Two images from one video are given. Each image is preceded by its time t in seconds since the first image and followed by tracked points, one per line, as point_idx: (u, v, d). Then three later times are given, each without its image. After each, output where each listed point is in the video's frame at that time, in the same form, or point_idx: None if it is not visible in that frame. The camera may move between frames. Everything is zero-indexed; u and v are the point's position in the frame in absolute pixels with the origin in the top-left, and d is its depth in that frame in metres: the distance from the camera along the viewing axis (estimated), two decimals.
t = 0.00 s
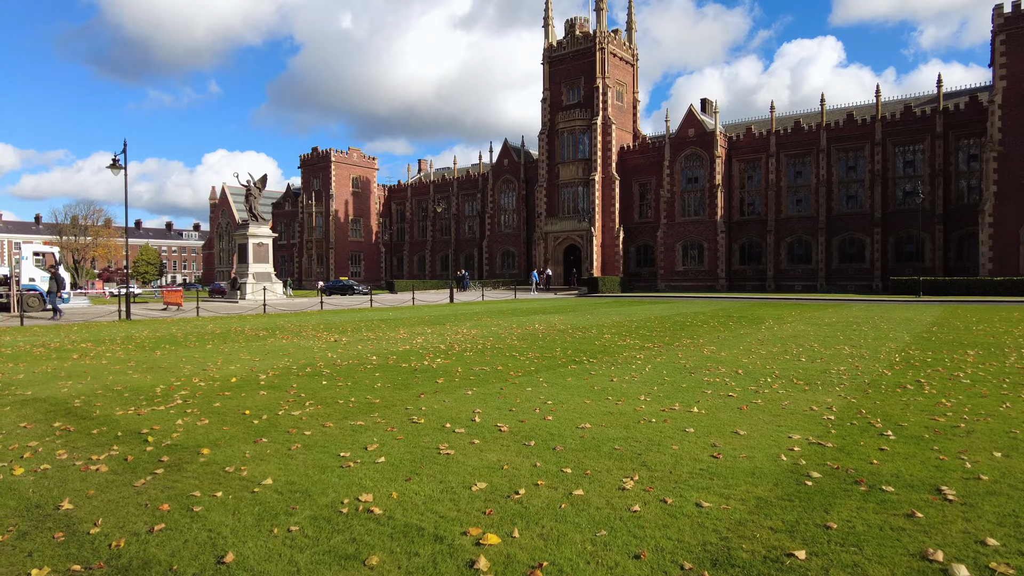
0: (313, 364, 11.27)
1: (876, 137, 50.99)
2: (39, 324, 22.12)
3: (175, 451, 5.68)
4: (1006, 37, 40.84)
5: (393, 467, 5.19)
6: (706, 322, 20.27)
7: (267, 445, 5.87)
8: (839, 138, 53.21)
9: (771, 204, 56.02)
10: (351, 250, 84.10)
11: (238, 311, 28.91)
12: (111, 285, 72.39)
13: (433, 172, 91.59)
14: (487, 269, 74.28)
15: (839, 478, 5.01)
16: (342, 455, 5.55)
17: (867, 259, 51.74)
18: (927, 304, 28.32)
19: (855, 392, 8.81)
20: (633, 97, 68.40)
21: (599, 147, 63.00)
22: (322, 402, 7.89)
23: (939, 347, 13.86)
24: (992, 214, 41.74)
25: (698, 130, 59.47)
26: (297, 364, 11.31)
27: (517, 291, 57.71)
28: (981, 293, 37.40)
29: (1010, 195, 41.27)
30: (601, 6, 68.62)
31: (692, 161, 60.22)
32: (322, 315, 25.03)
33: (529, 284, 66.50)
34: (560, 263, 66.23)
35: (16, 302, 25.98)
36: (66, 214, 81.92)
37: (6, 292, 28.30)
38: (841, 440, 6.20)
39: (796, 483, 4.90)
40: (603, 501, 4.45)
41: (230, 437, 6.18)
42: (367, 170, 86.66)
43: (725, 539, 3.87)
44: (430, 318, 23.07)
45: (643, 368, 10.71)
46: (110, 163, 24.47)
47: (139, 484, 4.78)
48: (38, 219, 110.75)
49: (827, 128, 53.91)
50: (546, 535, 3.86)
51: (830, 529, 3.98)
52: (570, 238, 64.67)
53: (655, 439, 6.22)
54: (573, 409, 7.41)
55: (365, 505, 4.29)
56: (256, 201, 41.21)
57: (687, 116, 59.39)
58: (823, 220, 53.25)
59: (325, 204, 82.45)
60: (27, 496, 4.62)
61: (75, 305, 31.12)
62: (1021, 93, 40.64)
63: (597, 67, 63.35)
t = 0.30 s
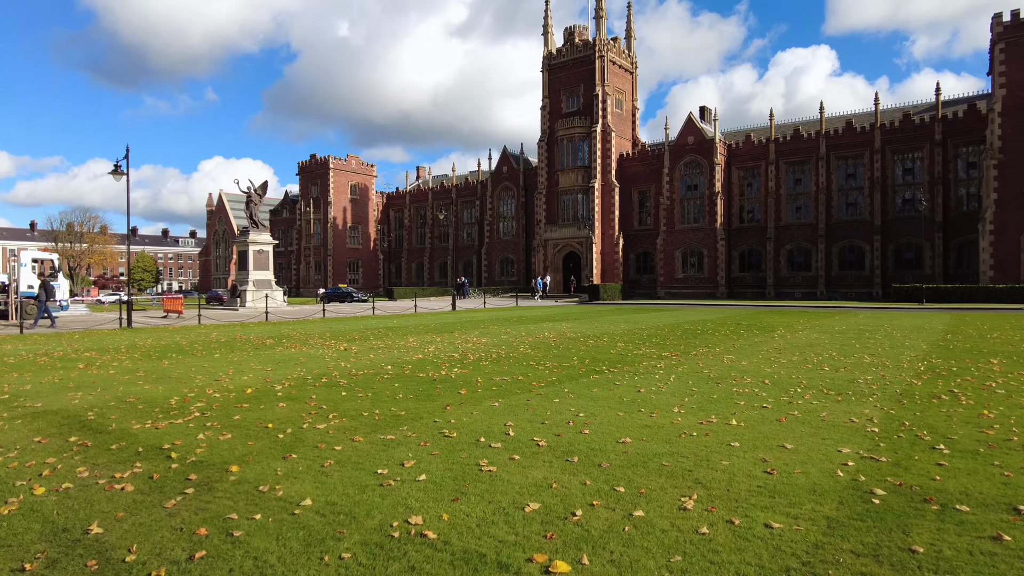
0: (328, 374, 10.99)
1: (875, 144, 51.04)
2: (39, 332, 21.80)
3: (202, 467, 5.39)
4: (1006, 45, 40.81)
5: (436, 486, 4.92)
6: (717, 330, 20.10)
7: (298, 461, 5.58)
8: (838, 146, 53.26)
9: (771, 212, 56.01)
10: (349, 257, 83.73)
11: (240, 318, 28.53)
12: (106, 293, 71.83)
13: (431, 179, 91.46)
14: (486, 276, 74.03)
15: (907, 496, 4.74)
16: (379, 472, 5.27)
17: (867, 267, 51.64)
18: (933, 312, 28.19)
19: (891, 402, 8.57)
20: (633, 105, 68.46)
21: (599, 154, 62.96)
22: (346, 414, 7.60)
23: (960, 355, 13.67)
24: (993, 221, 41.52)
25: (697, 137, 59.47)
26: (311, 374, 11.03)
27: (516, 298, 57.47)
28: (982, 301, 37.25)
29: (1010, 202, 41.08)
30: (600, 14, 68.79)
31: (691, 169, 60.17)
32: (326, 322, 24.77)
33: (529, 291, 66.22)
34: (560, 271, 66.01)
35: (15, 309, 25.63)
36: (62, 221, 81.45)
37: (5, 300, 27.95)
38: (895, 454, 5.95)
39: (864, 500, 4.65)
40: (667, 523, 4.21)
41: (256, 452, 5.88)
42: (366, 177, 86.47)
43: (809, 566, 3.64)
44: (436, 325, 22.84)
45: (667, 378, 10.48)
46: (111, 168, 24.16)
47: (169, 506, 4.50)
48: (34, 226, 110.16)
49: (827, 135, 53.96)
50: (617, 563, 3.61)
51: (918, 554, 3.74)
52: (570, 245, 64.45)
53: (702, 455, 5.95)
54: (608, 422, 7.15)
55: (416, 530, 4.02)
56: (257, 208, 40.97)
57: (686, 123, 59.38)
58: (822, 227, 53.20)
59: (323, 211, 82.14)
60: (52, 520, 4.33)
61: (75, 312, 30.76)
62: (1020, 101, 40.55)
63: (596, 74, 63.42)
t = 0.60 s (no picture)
0: (339, 386, 10.65)
1: (872, 155, 51.18)
2: (34, 343, 21.34)
3: (223, 487, 5.07)
4: (1002, 57, 40.89)
5: (477, 506, 4.61)
6: (724, 340, 19.87)
7: (325, 479, 5.26)
8: (835, 157, 53.39)
9: (768, 223, 56.02)
10: (345, 267, 83.24)
11: (238, 329, 28.08)
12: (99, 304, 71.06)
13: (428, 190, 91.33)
14: (483, 286, 73.68)
15: (977, 515, 4.46)
16: (414, 492, 4.95)
17: (864, 277, 51.56)
18: (936, 322, 28.07)
19: (925, 414, 8.31)
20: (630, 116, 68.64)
21: (596, 164, 62.94)
22: (366, 428, 7.30)
23: (978, 365, 13.47)
24: (992, 232, 41.30)
25: (694, 148, 59.54)
26: (320, 386, 10.68)
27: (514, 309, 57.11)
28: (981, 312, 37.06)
29: (1008, 213, 40.92)
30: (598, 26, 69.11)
31: (689, 179, 60.18)
32: (327, 333, 24.41)
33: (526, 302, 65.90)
34: (557, 281, 65.75)
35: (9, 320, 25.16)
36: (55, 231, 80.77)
37: None
38: (948, 468, 5.65)
39: (935, 520, 4.38)
40: (733, 548, 3.94)
41: (278, 471, 5.55)
42: (362, 188, 86.25)
43: None
44: (439, 336, 22.53)
45: (688, 390, 10.19)
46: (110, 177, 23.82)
47: (193, 530, 4.17)
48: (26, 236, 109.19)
49: (823, 147, 54.11)
50: None
51: None
52: (568, 255, 64.20)
53: (748, 472, 5.67)
54: (642, 438, 6.84)
55: (468, 557, 3.73)
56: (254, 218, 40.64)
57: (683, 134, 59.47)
58: (820, 238, 53.17)
59: (320, 221, 81.76)
60: (69, 547, 4.01)
61: (70, 323, 30.24)
62: (1017, 112, 40.46)
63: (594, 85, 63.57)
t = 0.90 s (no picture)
0: (354, 397, 10.31)
1: (872, 162, 51.12)
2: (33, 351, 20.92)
3: (250, 509, 4.72)
4: (1003, 64, 40.64)
5: (529, 532, 4.28)
6: (736, 347, 19.60)
7: (359, 500, 4.93)
8: (835, 164, 53.31)
9: (769, 229, 55.84)
10: (343, 275, 82.79)
11: (239, 337, 27.63)
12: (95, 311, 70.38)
13: (427, 197, 91.09)
14: (482, 293, 73.28)
15: None
16: (458, 514, 4.62)
17: (866, 284, 51.32)
18: (945, 329, 27.85)
19: (967, 425, 8.03)
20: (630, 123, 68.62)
21: (596, 171, 62.76)
22: (391, 442, 6.97)
23: (1000, 373, 13.23)
24: (995, 238, 40.97)
25: (694, 155, 59.43)
26: (336, 396, 10.34)
27: (514, 316, 56.69)
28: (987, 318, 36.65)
29: (1011, 219, 40.57)
30: (597, 33, 69.21)
31: (689, 186, 60.05)
32: (329, 341, 24.00)
33: (526, 309, 65.52)
34: (557, 288, 65.40)
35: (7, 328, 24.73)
36: (51, 237, 80.21)
37: None
38: (1016, 486, 5.35)
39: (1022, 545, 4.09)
40: None
41: (306, 489, 5.21)
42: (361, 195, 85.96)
43: None
44: (445, 344, 22.18)
45: (715, 401, 9.88)
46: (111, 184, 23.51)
47: (225, 559, 3.84)
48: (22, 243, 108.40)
49: (824, 153, 54.04)
50: None
51: None
52: (568, 262, 63.87)
53: (804, 489, 5.37)
54: (683, 453, 6.52)
55: None
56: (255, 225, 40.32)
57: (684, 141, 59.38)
58: (821, 245, 52.99)
59: (318, 228, 81.36)
60: None
61: (68, 331, 29.80)
62: (1019, 118, 40.12)
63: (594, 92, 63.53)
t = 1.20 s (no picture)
0: (375, 400, 10.02)
1: (875, 165, 50.93)
2: (36, 354, 20.61)
3: (291, 521, 4.45)
4: (1007, 67, 40.24)
5: (595, 547, 4.00)
6: (751, 350, 19.30)
7: (405, 510, 4.66)
8: (838, 166, 53.09)
9: (772, 232, 55.60)
10: (344, 278, 82.42)
11: (244, 340, 27.31)
12: (94, 314, 69.93)
13: (429, 200, 90.81)
14: (483, 296, 72.94)
15: None
16: (514, 525, 4.35)
17: (869, 287, 51.06)
18: (957, 331, 27.63)
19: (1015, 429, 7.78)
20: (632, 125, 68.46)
21: (598, 174, 62.54)
22: (424, 447, 6.71)
23: None
24: (1000, 241, 40.60)
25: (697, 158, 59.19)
26: (356, 400, 10.04)
27: (517, 319, 56.34)
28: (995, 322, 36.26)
29: (1016, 222, 40.19)
30: (599, 36, 69.08)
31: (692, 189, 59.80)
32: (335, 344, 23.65)
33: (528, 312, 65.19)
34: (560, 291, 65.07)
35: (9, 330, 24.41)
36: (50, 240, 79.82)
37: None
38: None
39: None
40: None
41: (347, 499, 4.93)
42: (362, 197, 85.63)
43: None
44: (455, 347, 21.88)
45: (747, 405, 9.60)
46: (116, 185, 23.23)
47: None
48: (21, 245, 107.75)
49: (827, 156, 53.80)
50: None
51: None
52: (570, 265, 63.61)
53: (869, 496, 5.11)
54: (733, 460, 6.25)
55: None
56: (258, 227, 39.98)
57: (687, 144, 59.17)
58: (824, 247, 52.76)
59: (319, 231, 81.02)
60: None
61: (71, 334, 29.46)
62: None
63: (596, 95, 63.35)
